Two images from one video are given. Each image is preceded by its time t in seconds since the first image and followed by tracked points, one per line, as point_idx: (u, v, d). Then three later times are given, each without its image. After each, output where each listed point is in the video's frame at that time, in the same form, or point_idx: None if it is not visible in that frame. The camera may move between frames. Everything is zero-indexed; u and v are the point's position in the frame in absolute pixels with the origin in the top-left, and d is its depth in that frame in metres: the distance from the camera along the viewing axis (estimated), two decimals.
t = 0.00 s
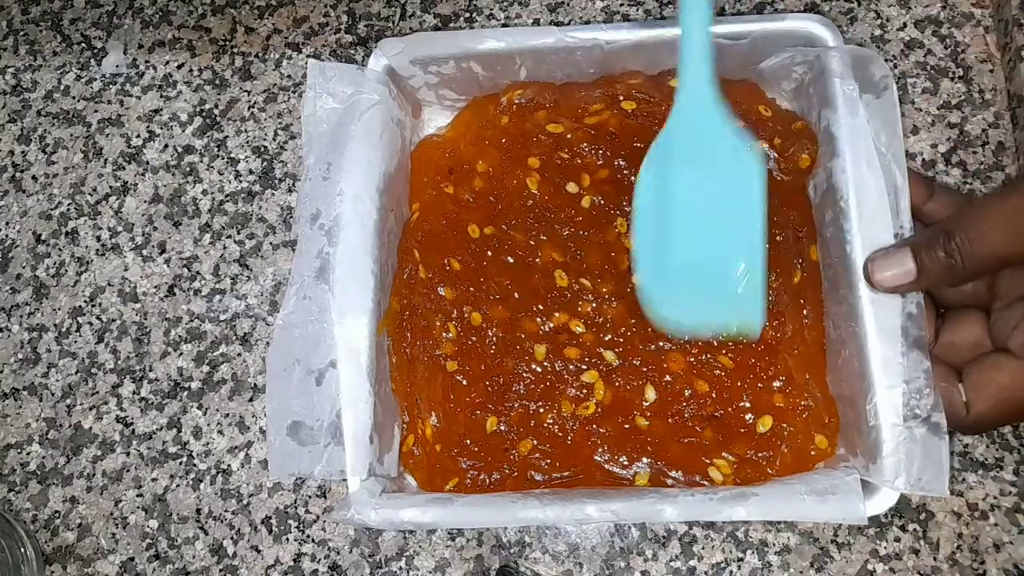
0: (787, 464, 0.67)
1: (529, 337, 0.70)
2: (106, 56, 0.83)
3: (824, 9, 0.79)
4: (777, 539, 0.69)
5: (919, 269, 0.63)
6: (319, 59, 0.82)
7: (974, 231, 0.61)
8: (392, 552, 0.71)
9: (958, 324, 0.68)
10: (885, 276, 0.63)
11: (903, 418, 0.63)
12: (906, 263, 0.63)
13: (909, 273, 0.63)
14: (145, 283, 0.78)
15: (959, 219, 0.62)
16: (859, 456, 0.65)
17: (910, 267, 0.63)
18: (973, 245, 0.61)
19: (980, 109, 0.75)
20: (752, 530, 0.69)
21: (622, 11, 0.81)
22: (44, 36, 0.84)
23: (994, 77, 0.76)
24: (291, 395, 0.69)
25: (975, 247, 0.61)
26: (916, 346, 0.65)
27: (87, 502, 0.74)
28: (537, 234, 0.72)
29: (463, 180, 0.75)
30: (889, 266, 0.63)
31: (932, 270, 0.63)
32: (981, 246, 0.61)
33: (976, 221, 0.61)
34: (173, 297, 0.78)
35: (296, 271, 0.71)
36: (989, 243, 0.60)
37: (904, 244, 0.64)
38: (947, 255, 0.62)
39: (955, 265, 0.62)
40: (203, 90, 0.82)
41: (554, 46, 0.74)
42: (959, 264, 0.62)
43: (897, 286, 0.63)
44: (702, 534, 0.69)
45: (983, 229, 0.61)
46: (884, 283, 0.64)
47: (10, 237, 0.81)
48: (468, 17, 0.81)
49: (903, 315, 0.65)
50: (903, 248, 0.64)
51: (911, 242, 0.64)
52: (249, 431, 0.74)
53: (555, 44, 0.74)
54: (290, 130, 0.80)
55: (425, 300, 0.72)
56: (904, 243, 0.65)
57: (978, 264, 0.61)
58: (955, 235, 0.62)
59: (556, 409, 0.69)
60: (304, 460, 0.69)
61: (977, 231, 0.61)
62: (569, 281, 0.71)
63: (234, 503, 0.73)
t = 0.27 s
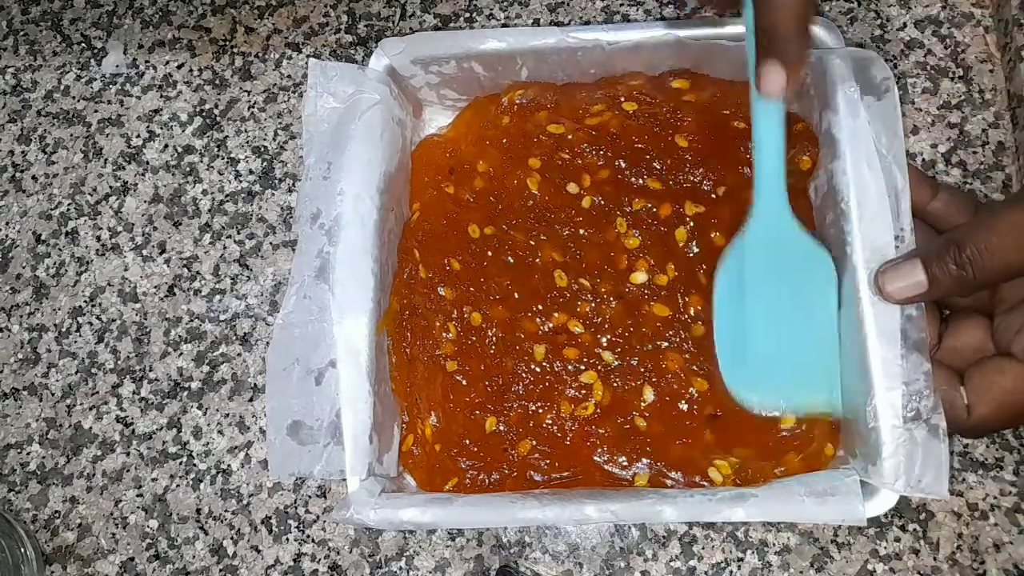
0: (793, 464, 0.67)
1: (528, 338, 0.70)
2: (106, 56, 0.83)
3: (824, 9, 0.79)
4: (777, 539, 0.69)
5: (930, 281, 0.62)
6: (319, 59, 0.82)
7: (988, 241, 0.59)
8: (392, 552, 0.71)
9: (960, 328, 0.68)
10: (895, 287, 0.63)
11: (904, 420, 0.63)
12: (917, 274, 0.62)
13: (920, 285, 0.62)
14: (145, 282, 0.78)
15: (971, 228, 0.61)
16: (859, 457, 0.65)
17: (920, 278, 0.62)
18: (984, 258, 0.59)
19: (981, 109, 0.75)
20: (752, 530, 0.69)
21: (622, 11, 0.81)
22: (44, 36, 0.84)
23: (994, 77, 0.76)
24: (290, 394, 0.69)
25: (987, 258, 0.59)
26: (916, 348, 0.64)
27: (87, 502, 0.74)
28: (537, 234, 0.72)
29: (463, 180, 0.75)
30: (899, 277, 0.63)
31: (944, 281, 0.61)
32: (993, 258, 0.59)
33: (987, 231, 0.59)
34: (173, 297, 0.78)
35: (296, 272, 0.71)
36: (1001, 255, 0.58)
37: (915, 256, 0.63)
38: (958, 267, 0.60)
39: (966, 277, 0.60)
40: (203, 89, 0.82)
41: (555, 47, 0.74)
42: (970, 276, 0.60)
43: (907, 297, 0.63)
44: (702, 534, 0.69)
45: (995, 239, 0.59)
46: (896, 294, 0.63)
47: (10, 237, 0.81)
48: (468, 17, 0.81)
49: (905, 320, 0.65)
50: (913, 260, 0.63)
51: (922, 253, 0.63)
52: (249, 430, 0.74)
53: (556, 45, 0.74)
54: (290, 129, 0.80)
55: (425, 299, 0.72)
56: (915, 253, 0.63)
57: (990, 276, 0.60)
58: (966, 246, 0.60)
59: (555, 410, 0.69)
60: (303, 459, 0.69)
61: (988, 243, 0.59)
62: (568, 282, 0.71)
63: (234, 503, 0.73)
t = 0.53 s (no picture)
0: (771, 501, 0.66)
1: (520, 344, 0.70)
2: (106, 56, 0.83)
3: (824, 9, 0.79)
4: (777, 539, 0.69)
5: (930, 325, 0.60)
6: (319, 59, 0.82)
7: (990, 285, 0.58)
8: (392, 552, 0.71)
9: (960, 374, 0.69)
10: (894, 332, 0.61)
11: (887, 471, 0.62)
12: (916, 318, 0.60)
13: (920, 329, 0.60)
14: (145, 282, 0.78)
15: (968, 269, 0.60)
16: (841, 501, 0.64)
17: (920, 323, 0.60)
18: (985, 301, 0.58)
19: (981, 109, 0.75)
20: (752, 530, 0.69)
21: (622, 11, 0.80)
22: (44, 36, 0.84)
23: (994, 77, 0.76)
24: (281, 377, 0.70)
25: (986, 301, 0.58)
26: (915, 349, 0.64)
27: (87, 502, 0.74)
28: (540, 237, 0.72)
29: (475, 180, 0.75)
30: (898, 321, 0.61)
31: (945, 325, 0.60)
32: (992, 300, 0.58)
33: (985, 273, 0.58)
34: (173, 297, 0.78)
35: (298, 255, 0.71)
36: (1002, 298, 0.57)
37: (913, 300, 0.61)
38: (958, 310, 0.59)
39: (967, 320, 0.59)
40: (203, 90, 0.82)
41: (580, 55, 0.73)
42: (971, 319, 0.59)
43: (908, 343, 0.61)
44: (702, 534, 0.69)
45: (994, 281, 0.58)
46: (895, 339, 0.61)
47: (10, 237, 0.81)
48: (468, 17, 0.81)
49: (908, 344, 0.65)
50: (911, 303, 0.61)
51: (921, 297, 0.61)
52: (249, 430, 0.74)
53: (581, 53, 0.73)
54: (290, 129, 0.80)
55: (424, 295, 0.72)
56: (915, 296, 0.62)
57: (991, 320, 0.59)
58: (966, 288, 0.59)
59: (542, 421, 0.69)
60: (286, 442, 0.69)
61: (988, 285, 0.58)
62: (568, 293, 0.71)
63: (234, 503, 0.73)
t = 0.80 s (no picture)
0: (771, 501, 0.66)
1: (520, 344, 0.70)
2: (106, 56, 0.83)
3: (824, 9, 0.79)
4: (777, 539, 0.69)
5: (931, 325, 0.60)
6: (318, 59, 0.82)
7: (991, 286, 0.57)
8: (392, 552, 0.71)
9: (960, 377, 0.69)
10: (895, 332, 0.61)
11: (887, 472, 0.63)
12: (916, 318, 0.60)
13: (920, 330, 0.60)
14: (145, 282, 0.78)
15: (969, 270, 0.59)
16: (840, 502, 0.65)
17: (920, 323, 0.60)
18: (987, 301, 0.57)
19: (980, 109, 0.75)
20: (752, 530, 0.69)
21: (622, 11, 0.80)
22: (44, 36, 0.84)
23: (994, 77, 0.76)
24: (281, 377, 0.70)
25: (987, 302, 0.58)
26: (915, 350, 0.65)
27: (87, 502, 0.74)
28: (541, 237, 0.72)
29: (475, 179, 0.75)
30: (897, 321, 0.61)
31: (946, 326, 0.60)
32: (993, 301, 0.57)
33: (986, 273, 0.58)
34: (173, 297, 0.78)
35: (299, 255, 0.71)
36: (1003, 299, 0.57)
37: (914, 300, 0.61)
38: (960, 311, 0.59)
39: (968, 321, 0.59)
40: (203, 89, 0.82)
41: (581, 56, 0.74)
42: (972, 320, 0.58)
43: (908, 343, 0.61)
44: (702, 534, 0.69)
45: (995, 282, 0.57)
46: (895, 339, 0.61)
47: (10, 237, 0.81)
48: (468, 17, 0.81)
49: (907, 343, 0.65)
50: (912, 303, 0.61)
51: (922, 296, 0.61)
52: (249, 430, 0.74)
53: (582, 54, 0.74)
54: (290, 129, 0.80)
55: (424, 295, 0.72)
56: (917, 296, 0.62)
57: (993, 321, 0.58)
58: (967, 289, 0.58)
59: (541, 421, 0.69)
60: (286, 442, 0.69)
61: (988, 286, 0.57)
62: (568, 293, 0.71)
63: (234, 503, 0.73)
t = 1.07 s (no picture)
0: (770, 502, 0.66)
1: (519, 345, 0.70)
2: (106, 56, 0.83)
3: (824, 9, 0.79)
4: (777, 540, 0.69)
5: (932, 326, 0.60)
6: (318, 59, 0.82)
7: (993, 286, 0.57)
8: (392, 552, 0.71)
9: (960, 377, 0.69)
10: (896, 331, 0.61)
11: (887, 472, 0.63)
12: (917, 317, 0.60)
13: (921, 329, 0.60)
14: (145, 282, 0.78)
15: (971, 271, 0.59)
16: (840, 502, 0.65)
17: (922, 323, 0.60)
18: (988, 302, 0.57)
19: (980, 109, 0.75)
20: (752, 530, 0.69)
21: (622, 11, 0.80)
22: (44, 36, 0.84)
23: (994, 77, 0.76)
24: (281, 377, 0.69)
25: (989, 302, 0.57)
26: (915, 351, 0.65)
27: (87, 502, 0.74)
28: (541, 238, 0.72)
29: (475, 179, 0.75)
30: (899, 321, 0.61)
31: (948, 326, 0.59)
32: (994, 302, 0.57)
33: (988, 274, 0.58)
34: (173, 297, 0.78)
35: (299, 255, 0.71)
36: (1005, 299, 0.57)
37: (916, 299, 0.61)
38: (961, 311, 0.59)
39: (970, 321, 0.58)
40: (203, 89, 0.82)
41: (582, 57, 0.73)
42: (974, 320, 0.58)
43: (909, 343, 0.61)
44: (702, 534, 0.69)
45: (998, 282, 0.57)
46: (896, 338, 0.61)
47: (10, 237, 0.81)
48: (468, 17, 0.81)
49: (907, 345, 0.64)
50: (914, 303, 0.61)
51: (924, 296, 0.61)
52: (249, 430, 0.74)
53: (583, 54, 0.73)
54: (290, 129, 0.80)
55: (424, 295, 0.72)
56: (918, 296, 0.62)
57: (995, 322, 0.58)
58: (969, 288, 0.58)
59: (541, 421, 0.69)
60: (286, 442, 0.69)
61: (990, 287, 0.57)
62: (568, 294, 0.71)
63: (234, 503, 0.73)
